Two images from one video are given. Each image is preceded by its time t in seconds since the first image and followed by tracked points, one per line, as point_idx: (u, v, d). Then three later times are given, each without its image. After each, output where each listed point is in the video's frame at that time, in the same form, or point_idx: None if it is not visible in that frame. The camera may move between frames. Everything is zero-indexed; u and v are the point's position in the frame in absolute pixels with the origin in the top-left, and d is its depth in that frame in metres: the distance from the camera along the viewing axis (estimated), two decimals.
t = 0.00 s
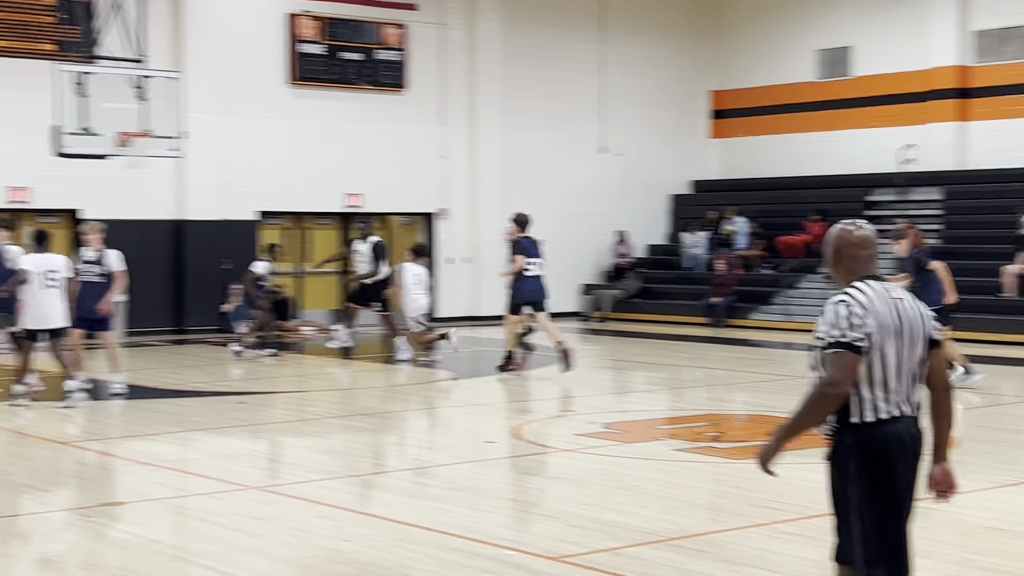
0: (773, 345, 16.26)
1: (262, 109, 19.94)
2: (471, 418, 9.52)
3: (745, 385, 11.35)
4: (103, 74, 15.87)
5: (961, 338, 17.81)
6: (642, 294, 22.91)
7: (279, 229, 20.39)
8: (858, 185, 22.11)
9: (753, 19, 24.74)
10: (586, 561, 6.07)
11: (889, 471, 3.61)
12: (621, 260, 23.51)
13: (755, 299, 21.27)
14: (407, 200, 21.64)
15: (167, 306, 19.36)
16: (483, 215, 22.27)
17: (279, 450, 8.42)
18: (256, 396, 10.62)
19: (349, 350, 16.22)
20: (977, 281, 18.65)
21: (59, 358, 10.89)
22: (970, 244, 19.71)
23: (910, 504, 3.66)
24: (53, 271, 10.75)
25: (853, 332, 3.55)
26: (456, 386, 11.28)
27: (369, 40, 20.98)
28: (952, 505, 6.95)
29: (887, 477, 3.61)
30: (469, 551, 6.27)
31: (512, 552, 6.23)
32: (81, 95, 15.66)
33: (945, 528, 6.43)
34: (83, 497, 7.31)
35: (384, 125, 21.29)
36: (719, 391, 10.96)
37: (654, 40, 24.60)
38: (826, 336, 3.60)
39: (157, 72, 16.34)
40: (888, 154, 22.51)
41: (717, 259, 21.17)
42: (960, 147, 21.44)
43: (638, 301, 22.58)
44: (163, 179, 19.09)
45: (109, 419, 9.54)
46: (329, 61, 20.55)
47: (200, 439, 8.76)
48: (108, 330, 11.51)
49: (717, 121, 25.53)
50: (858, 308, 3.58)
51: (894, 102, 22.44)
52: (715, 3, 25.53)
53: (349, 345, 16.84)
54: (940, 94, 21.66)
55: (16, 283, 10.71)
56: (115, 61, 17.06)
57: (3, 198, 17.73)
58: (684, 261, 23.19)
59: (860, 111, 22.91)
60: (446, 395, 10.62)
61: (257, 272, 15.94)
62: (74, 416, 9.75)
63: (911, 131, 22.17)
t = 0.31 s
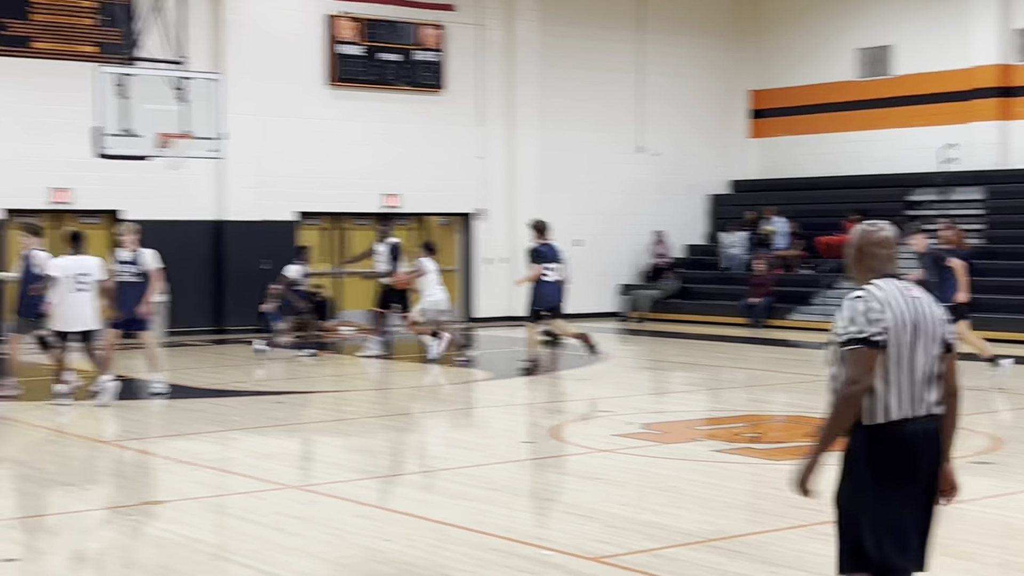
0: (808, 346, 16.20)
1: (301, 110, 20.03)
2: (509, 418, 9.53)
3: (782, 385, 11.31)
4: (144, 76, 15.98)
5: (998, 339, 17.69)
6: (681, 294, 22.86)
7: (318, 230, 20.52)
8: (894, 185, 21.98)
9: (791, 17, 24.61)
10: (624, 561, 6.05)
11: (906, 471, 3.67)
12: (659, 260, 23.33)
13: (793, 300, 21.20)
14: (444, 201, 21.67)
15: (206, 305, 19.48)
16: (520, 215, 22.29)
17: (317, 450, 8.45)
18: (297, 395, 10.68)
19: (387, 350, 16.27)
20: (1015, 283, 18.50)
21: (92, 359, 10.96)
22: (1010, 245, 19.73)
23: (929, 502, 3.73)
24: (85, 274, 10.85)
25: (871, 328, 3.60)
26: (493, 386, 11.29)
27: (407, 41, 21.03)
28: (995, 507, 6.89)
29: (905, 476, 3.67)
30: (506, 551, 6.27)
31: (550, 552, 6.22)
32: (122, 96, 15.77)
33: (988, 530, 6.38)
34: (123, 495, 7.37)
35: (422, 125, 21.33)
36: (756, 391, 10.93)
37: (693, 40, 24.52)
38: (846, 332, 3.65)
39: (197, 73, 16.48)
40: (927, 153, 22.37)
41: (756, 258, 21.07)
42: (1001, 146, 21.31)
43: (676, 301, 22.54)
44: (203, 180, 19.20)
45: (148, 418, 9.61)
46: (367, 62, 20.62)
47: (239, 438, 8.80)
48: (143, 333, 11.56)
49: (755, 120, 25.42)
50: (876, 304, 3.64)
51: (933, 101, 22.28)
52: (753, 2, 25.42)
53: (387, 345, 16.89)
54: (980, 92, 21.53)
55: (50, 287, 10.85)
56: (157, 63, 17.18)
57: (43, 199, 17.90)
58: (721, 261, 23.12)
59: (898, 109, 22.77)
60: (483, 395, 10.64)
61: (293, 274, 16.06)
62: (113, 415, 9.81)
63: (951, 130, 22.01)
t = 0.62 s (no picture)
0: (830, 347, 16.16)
1: (324, 110, 20.08)
2: (530, 418, 9.54)
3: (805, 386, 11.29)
4: (167, 77, 16.02)
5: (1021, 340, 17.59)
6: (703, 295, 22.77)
7: (340, 230, 20.64)
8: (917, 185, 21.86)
9: (814, 16, 24.49)
10: (645, 562, 6.04)
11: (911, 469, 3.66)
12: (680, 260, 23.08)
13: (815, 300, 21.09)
14: (465, 201, 21.68)
15: (228, 305, 19.53)
16: (540, 215, 22.29)
17: (339, 450, 8.47)
18: (319, 395, 10.70)
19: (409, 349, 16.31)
20: None
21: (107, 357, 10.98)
22: None
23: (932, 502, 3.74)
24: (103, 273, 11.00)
25: (878, 322, 3.60)
26: (515, 387, 11.28)
27: (429, 42, 21.07)
28: (1019, 507, 6.85)
29: (911, 472, 3.66)
30: (527, 552, 6.26)
31: (571, 553, 6.22)
32: (145, 97, 15.84)
33: (1012, 530, 6.34)
34: (145, 495, 7.39)
35: (442, 126, 21.35)
36: (778, 391, 10.93)
37: (715, 39, 24.45)
38: (853, 328, 3.64)
39: (219, 74, 16.52)
40: (952, 153, 22.26)
41: (779, 259, 21.02)
42: None
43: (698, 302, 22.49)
44: (225, 181, 19.27)
45: (171, 418, 9.66)
46: (388, 62, 20.65)
47: (261, 438, 8.84)
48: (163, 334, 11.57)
49: (778, 120, 25.34)
50: (883, 300, 3.64)
51: (957, 101, 22.16)
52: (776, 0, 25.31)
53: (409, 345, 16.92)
54: (1005, 92, 21.45)
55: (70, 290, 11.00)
56: (179, 63, 17.25)
57: (68, 200, 18.02)
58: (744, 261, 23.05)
59: (922, 109, 22.66)
60: (505, 395, 10.65)
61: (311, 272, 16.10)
62: (136, 415, 9.87)
63: (978, 130, 21.88)
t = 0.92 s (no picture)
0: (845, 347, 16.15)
1: (339, 111, 20.12)
2: (546, 418, 9.55)
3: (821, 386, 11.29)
4: (183, 78, 16.05)
5: None
6: (718, 295, 22.71)
7: (355, 231, 20.66)
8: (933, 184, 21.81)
9: (829, 15, 24.43)
10: (661, 562, 6.03)
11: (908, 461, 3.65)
12: (694, 261, 23.08)
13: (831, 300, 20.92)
14: (480, 201, 21.69)
15: (244, 305, 19.58)
16: (555, 215, 22.29)
17: (354, 450, 8.48)
18: (334, 395, 10.72)
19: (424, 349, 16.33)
20: None
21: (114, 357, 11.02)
22: None
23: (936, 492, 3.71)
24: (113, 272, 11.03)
25: (883, 317, 3.61)
26: (530, 387, 11.28)
27: (444, 42, 21.09)
28: None
29: (908, 464, 3.65)
30: (542, 551, 6.26)
31: (587, 553, 6.21)
32: (161, 98, 15.91)
33: None
34: (162, 494, 7.41)
35: (457, 125, 21.37)
36: (795, 392, 10.94)
37: (730, 38, 24.41)
38: (858, 323, 3.64)
39: (235, 75, 16.55)
40: (967, 153, 22.19)
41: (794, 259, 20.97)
42: None
43: (713, 302, 22.46)
44: (240, 182, 19.32)
45: (187, 418, 9.68)
46: (403, 63, 20.68)
47: (276, 438, 8.86)
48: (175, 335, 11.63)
49: (793, 120, 25.29)
50: (888, 295, 3.65)
51: (973, 101, 22.09)
52: None
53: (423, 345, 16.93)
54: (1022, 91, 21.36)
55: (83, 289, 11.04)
56: (195, 64, 17.31)
57: (85, 200, 18.08)
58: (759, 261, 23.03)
59: (938, 109, 22.57)
60: (520, 396, 10.66)
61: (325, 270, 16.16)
62: (152, 414, 9.90)
63: (993, 129, 21.81)
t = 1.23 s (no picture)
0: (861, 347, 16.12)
1: (356, 111, 20.15)
2: (562, 418, 9.56)
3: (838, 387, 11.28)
4: (201, 79, 16.10)
5: None
6: (734, 295, 22.67)
7: (372, 231, 20.69)
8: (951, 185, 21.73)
9: (847, 15, 24.36)
10: (678, 562, 6.02)
11: (908, 457, 3.71)
12: (710, 261, 23.09)
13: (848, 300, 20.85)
14: (496, 201, 21.70)
15: (261, 305, 19.61)
16: (572, 215, 22.28)
17: (371, 450, 8.49)
18: (351, 395, 10.73)
19: (441, 350, 16.35)
20: None
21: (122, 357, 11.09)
22: None
23: (935, 486, 3.76)
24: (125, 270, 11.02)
25: (883, 313, 3.68)
26: (546, 387, 11.28)
27: (460, 42, 21.10)
28: None
29: (906, 460, 3.71)
30: (559, 551, 6.26)
31: (603, 553, 6.21)
32: (179, 99, 15.96)
33: None
34: (178, 494, 7.43)
35: (474, 125, 21.38)
36: (812, 392, 10.93)
37: (747, 38, 24.37)
38: (858, 320, 3.71)
39: (253, 75, 16.59)
40: (986, 152, 22.09)
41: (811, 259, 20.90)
42: None
43: (730, 302, 22.41)
44: (257, 182, 19.35)
45: (203, 418, 9.71)
46: (420, 63, 20.70)
47: (293, 437, 8.88)
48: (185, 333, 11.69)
49: (810, 120, 25.24)
50: (887, 291, 3.72)
51: (992, 101, 21.99)
52: None
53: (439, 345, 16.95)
54: None
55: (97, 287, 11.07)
56: (212, 65, 17.35)
57: (103, 200, 18.14)
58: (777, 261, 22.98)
59: (957, 109, 22.47)
60: (537, 395, 10.67)
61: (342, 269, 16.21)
62: (169, 414, 9.93)
63: (1012, 129, 21.70)
